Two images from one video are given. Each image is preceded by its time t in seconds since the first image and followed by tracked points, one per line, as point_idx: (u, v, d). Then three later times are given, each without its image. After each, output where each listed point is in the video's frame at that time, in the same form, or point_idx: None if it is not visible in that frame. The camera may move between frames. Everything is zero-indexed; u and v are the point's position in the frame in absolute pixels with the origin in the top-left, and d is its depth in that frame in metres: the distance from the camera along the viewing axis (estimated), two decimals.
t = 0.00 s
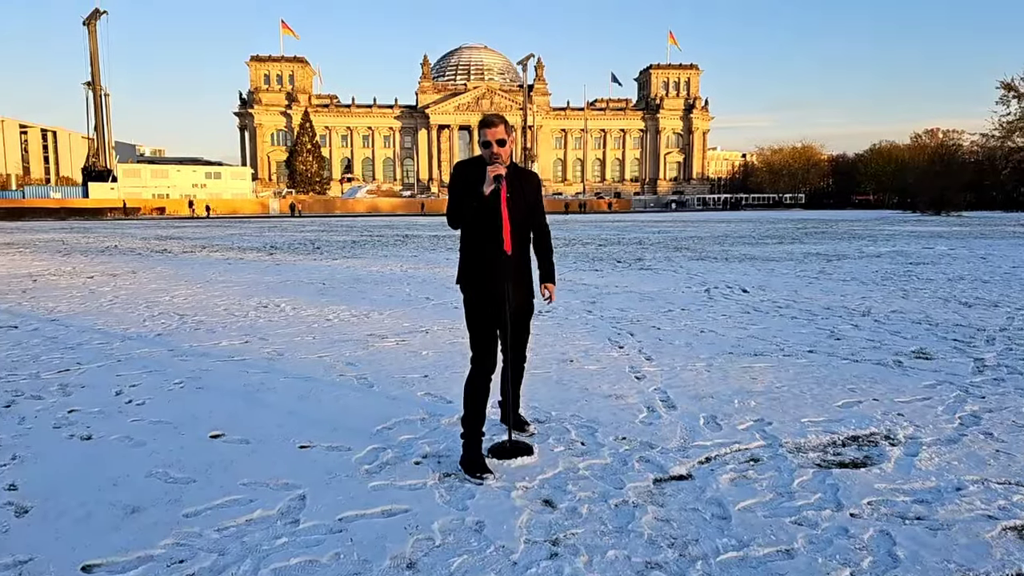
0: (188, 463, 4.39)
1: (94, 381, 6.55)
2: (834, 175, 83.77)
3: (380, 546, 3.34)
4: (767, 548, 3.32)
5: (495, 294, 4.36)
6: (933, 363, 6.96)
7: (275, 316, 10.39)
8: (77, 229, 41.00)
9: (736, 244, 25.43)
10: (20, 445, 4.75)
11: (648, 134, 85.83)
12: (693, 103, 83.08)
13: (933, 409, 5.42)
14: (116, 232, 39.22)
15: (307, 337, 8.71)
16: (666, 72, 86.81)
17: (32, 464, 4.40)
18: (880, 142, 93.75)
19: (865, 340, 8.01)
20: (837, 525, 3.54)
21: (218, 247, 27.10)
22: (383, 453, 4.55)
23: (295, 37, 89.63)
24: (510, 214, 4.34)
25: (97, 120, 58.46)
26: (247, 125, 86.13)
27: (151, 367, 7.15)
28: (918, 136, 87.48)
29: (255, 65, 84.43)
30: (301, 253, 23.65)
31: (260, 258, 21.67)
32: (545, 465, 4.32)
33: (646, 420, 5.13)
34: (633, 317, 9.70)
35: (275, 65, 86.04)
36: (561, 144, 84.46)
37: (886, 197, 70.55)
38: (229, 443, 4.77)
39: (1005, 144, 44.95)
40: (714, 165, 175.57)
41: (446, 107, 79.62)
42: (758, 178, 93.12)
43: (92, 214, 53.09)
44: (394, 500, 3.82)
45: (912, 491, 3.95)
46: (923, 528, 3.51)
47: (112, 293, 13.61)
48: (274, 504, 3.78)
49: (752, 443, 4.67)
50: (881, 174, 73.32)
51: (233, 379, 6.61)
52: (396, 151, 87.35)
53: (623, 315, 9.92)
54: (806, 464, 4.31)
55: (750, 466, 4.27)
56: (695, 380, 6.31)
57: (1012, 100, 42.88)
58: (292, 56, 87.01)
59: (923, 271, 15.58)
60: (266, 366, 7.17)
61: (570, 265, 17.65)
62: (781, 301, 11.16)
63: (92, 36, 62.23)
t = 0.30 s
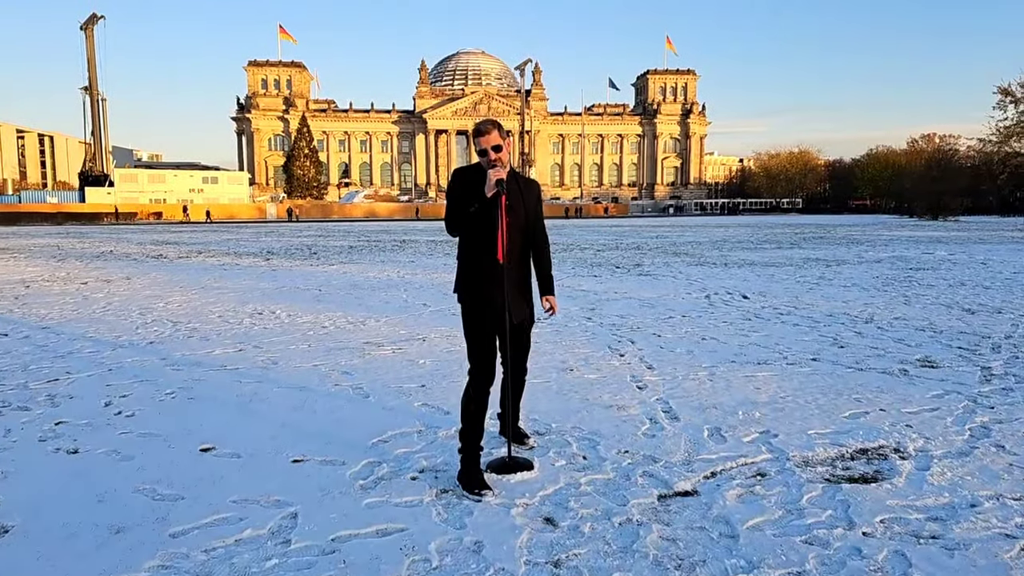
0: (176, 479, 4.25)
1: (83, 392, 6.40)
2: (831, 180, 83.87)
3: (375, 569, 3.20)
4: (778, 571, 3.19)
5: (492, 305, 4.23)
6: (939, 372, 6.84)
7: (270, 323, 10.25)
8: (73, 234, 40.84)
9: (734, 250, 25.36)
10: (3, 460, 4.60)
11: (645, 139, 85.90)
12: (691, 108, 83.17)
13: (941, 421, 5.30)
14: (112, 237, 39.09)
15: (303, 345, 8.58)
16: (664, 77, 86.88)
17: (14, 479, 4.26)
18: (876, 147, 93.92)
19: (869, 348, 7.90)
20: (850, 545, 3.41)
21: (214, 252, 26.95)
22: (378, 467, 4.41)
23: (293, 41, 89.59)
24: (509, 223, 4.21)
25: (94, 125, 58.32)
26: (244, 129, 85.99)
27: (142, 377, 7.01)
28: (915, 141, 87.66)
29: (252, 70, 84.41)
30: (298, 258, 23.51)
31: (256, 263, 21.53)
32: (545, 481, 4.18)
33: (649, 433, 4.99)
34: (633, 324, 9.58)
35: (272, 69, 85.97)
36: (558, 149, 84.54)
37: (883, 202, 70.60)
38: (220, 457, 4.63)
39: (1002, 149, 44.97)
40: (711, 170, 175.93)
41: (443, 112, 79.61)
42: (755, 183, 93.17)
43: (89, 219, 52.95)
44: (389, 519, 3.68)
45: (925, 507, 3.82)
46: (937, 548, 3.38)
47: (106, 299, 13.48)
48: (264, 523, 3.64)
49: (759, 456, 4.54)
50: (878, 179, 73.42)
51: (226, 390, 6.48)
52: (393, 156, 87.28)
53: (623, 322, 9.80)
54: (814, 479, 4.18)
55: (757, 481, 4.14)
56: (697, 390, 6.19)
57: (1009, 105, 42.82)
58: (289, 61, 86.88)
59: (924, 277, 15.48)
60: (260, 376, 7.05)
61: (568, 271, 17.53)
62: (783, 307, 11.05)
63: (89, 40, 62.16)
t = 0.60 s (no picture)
0: (166, 495, 4.12)
1: (73, 403, 6.27)
2: (830, 186, 83.88)
3: None
4: None
5: (493, 317, 4.12)
6: (946, 380, 6.71)
7: (266, 331, 10.13)
8: (69, 240, 40.68)
9: (734, 255, 25.27)
10: None
11: (644, 145, 85.92)
12: (690, 113, 83.24)
13: (952, 432, 5.18)
14: (110, 243, 38.94)
15: (299, 354, 8.46)
16: (663, 83, 86.97)
17: None
18: (875, 153, 94.01)
19: (874, 356, 7.78)
20: (864, 564, 3.29)
21: (211, 258, 26.79)
22: (375, 482, 4.28)
23: (292, 47, 89.65)
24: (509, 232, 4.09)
25: (92, 131, 58.26)
26: (243, 135, 85.96)
27: (134, 388, 6.89)
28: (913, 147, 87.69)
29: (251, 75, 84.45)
30: (296, 264, 23.39)
31: (253, 269, 21.41)
32: (548, 496, 4.06)
33: (653, 445, 4.86)
34: (634, 331, 9.46)
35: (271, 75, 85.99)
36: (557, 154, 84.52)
37: (882, 208, 70.50)
38: (212, 472, 4.51)
39: (1000, 155, 44.78)
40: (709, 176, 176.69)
41: (442, 117, 79.64)
42: (754, 188, 93.16)
43: (87, 225, 52.80)
44: (386, 538, 3.55)
45: (941, 525, 3.68)
46: (956, 569, 3.25)
47: (101, 306, 13.35)
48: (257, 542, 3.51)
49: (767, 470, 4.42)
50: (876, 184, 73.41)
51: (220, 400, 6.36)
52: (392, 162, 87.28)
53: (624, 329, 9.68)
54: (825, 494, 4.05)
55: (766, 496, 4.01)
56: (701, 400, 6.07)
57: (1008, 110, 42.74)
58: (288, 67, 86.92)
59: (925, 283, 15.38)
60: (256, 386, 6.92)
61: (568, 277, 17.42)
62: (785, 314, 10.95)
63: (88, 46, 62.18)
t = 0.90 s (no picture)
0: (149, 514, 3.97)
1: (59, 415, 6.14)
2: (827, 189, 83.87)
3: None
4: None
5: (487, 329, 3.99)
6: (952, 390, 6.57)
7: (259, 338, 9.99)
8: (64, 245, 40.44)
9: (733, 260, 25.13)
10: None
11: (641, 149, 85.91)
12: (687, 117, 83.30)
13: (960, 444, 5.05)
14: (105, 247, 38.71)
15: (292, 362, 8.30)
16: (660, 87, 87.03)
17: None
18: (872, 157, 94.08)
19: (877, 364, 7.65)
20: None
21: (207, 263, 26.60)
22: (367, 499, 4.14)
23: (289, 51, 89.58)
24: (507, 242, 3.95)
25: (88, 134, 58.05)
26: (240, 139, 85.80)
27: (123, 398, 6.74)
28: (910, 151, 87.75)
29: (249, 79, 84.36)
30: (291, 269, 23.24)
31: (249, 274, 21.23)
32: (546, 514, 3.91)
33: (654, 460, 4.72)
34: (634, 338, 9.33)
35: (268, 79, 85.88)
36: (555, 158, 84.53)
37: (879, 212, 70.49)
38: (198, 488, 4.37)
39: (997, 158, 44.71)
40: (708, 180, 176.64)
41: (439, 121, 79.60)
42: (751, 192, 93.18)
43: (82, 228, 52.57)
44: (376, 561, 3.40)
45: (954, 545, 3.55)
46: None
47: (93, 312, 13.21)
48: (242, 565, 3.37)
49: (772, 485, 4.28)
50: (873, 188, 73.45)
51: (210, 412, 6.22)
52: (389, 165, 87.14)
53: (623, 336, 9.55)
54: (833, 512, 3.91)
55: (772, 514, 3.87)
56: (703, 411, 5.93)
57: (1004, 114, 42.72)
58: (285, 71, 86.84)
59: (925, 288, 15.26)
60: (247, 396, 6.76)
61: (566, 282, 17.29)
62: (786, 320, 10.82)
63: (84, 49, 62.04)
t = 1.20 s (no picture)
0: (125, 536, 3.78)
1: (38, 427, 5.95)
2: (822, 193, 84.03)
3: None
4: None
5: (482, 341, 3.82)
6: (959, 400, 6.40)
7: (249, 346, 9.80)
8: (57, 249, 40.13)
9: (729, 264, 25.03)
10: None
11: (637, 152, 85.92)
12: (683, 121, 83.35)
13: (971, 458, 4.88)
14: (98, 251, 38.45)
15: (282, 371, 8.10)
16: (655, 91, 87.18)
17: None
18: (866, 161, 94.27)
19: (881, 373, 7.48)
20: None
21: (200, 267, 26.37)
22: (356, 520, 3.95)
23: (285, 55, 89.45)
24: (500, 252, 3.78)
25: (82, 138, 57.80)
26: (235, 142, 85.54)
27: (105, 410, 6.54)
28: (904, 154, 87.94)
29: (244, 83, 84.20)
30: (286, 273, 23.04)
31: (242, 279, 21.00)
32: (543, 536, 3.72)
33: (655, 476, 4.54)
34: (632, 346, 9.14)
35: (263, 83, 85.63)
36: (551, 162, 84.45)
37: (874, 216, 70.53)
38: (178, 508, 4.17)
39: (992, 162, 44.71)
40: (703, 183, 176.93)
41: (435, 125, 79.52)
42: (747, 196, 93.28)
43: (75, 232, 52.22)
44: None
45: (971, 570, 3.37)
46: None
47: (81, 319, 12.98)
48: None
49: (778, 504, 4.10)
50: (868, 192, 73.57)
51: (194, 424, 6.02)
52: (385, 169, 86.95)
53: (620, 344, 9.38)
54: (843, 533, 3.74)
55: (780, 535, 3.70)
56: (705, 423, 5.74)
57: (1000, 118, 42.79)
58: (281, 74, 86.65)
59: (925, 293, 15.11)
60: (234, 407, 6.55)
61: (562, 287, 17.14)
62: (786, 326, 10.67)
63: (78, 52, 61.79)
